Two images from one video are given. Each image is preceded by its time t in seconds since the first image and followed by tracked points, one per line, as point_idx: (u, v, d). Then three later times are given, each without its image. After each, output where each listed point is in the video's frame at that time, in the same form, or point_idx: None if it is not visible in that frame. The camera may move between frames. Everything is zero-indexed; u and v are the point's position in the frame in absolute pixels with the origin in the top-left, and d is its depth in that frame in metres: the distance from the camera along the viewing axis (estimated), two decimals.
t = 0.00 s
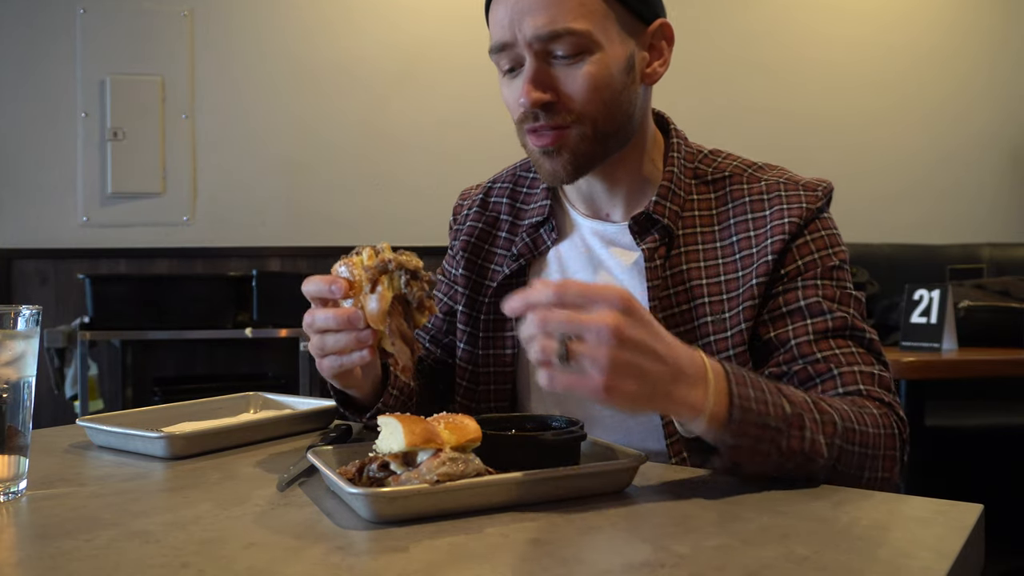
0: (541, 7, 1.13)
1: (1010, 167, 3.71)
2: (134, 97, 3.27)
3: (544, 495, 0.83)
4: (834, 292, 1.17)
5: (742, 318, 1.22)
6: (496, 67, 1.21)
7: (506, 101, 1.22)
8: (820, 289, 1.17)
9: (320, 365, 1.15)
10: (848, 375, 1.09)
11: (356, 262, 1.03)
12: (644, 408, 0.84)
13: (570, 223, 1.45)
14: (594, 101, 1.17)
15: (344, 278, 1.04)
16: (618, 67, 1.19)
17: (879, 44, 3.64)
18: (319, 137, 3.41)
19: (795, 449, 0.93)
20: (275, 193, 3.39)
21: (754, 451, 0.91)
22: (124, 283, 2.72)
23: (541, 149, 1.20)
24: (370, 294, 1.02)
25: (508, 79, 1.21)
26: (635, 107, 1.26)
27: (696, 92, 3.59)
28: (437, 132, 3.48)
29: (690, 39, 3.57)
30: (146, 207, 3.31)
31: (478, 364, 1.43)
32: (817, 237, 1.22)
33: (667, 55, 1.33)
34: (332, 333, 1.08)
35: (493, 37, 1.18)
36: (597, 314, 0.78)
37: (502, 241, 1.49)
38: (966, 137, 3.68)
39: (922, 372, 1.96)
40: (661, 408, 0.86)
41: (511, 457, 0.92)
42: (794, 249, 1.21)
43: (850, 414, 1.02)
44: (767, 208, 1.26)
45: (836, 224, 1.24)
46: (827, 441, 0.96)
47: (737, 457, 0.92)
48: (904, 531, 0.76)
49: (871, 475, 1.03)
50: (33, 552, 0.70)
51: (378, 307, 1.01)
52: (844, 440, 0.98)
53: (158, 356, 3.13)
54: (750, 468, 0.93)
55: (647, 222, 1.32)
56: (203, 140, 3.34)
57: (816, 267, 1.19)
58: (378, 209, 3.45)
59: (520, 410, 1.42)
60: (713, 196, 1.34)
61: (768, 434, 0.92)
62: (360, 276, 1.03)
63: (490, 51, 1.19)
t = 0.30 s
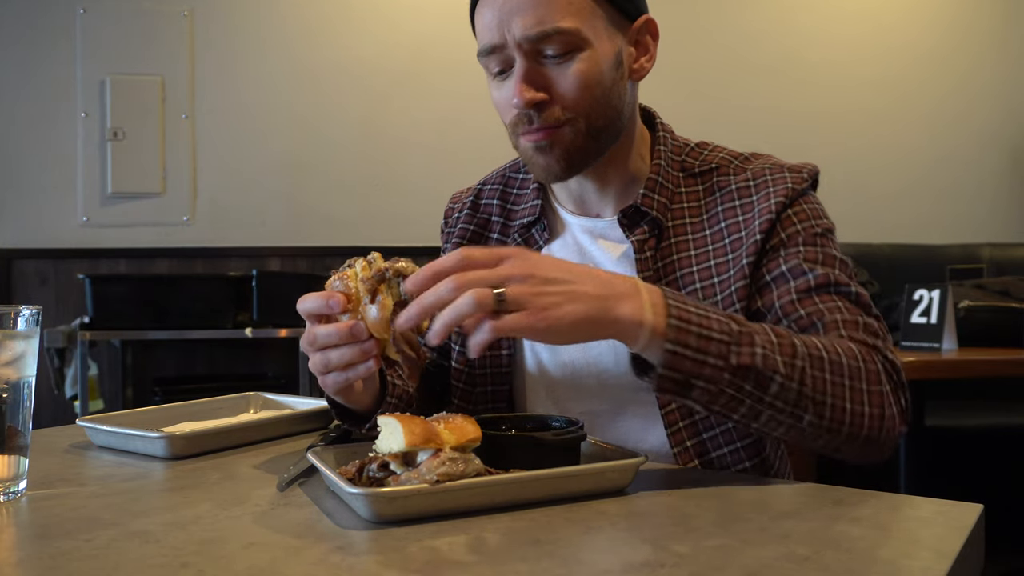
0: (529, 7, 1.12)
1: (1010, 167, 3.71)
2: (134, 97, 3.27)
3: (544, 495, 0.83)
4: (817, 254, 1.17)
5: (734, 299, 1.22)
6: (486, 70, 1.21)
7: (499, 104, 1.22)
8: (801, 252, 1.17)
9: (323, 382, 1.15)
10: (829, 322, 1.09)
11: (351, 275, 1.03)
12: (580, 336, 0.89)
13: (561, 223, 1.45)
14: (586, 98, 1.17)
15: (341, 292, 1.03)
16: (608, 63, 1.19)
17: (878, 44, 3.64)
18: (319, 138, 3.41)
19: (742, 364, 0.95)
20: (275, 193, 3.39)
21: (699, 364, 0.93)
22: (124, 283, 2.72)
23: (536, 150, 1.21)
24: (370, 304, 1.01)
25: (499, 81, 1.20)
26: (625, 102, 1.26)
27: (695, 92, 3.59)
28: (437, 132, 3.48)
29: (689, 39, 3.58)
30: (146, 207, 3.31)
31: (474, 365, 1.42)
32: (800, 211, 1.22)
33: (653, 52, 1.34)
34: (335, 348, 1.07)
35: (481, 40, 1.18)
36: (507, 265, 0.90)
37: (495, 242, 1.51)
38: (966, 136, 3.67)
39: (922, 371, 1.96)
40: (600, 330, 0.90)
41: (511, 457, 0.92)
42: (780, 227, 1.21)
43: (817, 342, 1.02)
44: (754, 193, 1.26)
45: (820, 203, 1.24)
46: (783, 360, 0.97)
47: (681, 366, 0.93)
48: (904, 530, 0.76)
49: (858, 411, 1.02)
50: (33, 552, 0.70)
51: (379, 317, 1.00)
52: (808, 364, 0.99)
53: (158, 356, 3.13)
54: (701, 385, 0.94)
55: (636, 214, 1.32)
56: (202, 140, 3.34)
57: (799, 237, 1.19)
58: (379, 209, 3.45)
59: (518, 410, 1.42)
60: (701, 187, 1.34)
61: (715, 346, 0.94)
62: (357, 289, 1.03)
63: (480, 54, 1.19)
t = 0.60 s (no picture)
0: (523, 7, 1.12)
1: (1010, 167, 3.71)
2: (134, 97, 3.27)
3: (544, 494, 0.83)
4: (806, 238, 1.17)
5: (729, 290, 1.21)
6: (479, 69, 1.21)
7: (492, 105, 1.22)
8: (790, 238, 1.18)
9: (326, 385, 1.16)
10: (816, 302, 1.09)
11: (358, 277, 1.02)
12: (550, 341, 0.90)
13: (556, 222, 1.45)
14: (579, 100, 1.17)
15: (348, 294, 1.02)
16: (601, 64, 1.19)
17: (878, 44, 3.64)
18: (319, 138, 3.41)
19: (716, 351, 0.96)
20: (275, 193, 3.39)
21: (672, 357, 0.94)
22: (124, 283, 2.72)
23: (529, 151, 1.21)
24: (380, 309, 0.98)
25: (492, 81, 1.20)
26: (618, 103, 1.26)
27: (695, 92, 3.59)
28: (437, 132, 3.48)
29: (689, 39, 3.58)
30: (146, 207, 3.32)
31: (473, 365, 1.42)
32: (789, 199, 1.23)
33: (647, 52, 1.33)
34: (341, 350, 1.08)
35: (475, 41, 1.17)
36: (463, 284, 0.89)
37: (490, 242, 1.51)
38: (966, 137, 3.67)
39: (922, 371, 1.96)
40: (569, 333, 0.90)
41: (511, 457, 0.92)
42: (772, 216, 1.22)
43: (798, 322, 1.02)
44: (746, 186, 1.27)
45: (811, 191, 1.25)
46: (760, 342, 0.98)
47: (654, 360, 0.94)
48: (904, 530, 0.76)
49: (845, 388, 1.01)
50: (34, 552, 0.70)
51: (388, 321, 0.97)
52: (789, 345, 0.99)
53: (157, 356, 3.12)
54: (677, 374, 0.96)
55: (628, 210, 1.32)
56: (202, 140, 3.34)
57: (788, 223, 1.20)
58: (378, 209, 3.45)
59: (517, 411, 1.42)
60: (695, 182, 1.34)
61: (687, 337, 0.95)
62: (365, 291, 1.02)
63: (472, 54, 1.19)
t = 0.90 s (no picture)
0: (519, 10, 1.11)
1: (1010, 167, 3.71)
2: (134, 97, 3.27)
3: (544, 494, 0.83)
4: (811, 241, 1.17)
5: (731, 292, 1.21)
6: (476, 72, 1.21)
7: (488, 107, 1.22)
8: (794, 240, 1.17)
9: (329, 387, 1.15)
10: (825, 305, 1.09)
11: (364, 282, 1.03)
12: (561, 340, 0.89)
13: (556, 223, 1.45)
14: (575, 103, 1.17)
15: (354, 299, 1.03)
16: (598, 66, 1.19)
17: (879, 44, 3.64)
18: (319, 138, 3.41)
19: (734, 355, 0.96)
20: (275, 193, 3.39)
21: (689, 360, 0.94)
22: (124, 283, 2.71)
23: (525, 153, 1.21)
24: (383, 313, 0.98)
25: (489, 83, 1.20)
26: (616, 104, 1.26)
27: (696, 92, 3.59)
28: (437, 132, 3.48)
29: (689, 39, 3.58)
30: (147, 207, 3.32)
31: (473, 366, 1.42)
32: (792, 200, 1.23)
33: (646, 54, 1.33)
34: (346, 355, 1.08)
35: (471, 42, 1.17)
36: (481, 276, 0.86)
37: (491, 243, 1.51)
38: (966, 137, 3.67)
39: (922, 372, 1.96)
40: (582, 333, 0.90)
41: (511, 457, 0.92)
42: (774, 219, 1.22)
43: (810, 327, 1.02)
44: (748, 186, 1.27)
45: (813, 192, 1.25)
46: (775, 346, 0.97)
47: (672, 361, 0.93)
48: (904, 530, 0.76)
49: (856, 394, 1.02)
50: (33, 552, 0.70)
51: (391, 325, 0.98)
52: (802, 350, 0.99)
53: (157, 356, 3.12)
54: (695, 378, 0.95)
55: (630, 211, 1.32)
56: (202, 140, 3.34)
57: (792, 225, 1.20)
58: (378, 209, 3.45)
59: (518, 411, 1.42)
60: (697, 183, 1.34)
61: (704, 339, 0.94)
62: (370, 295, 1.02)
63: (469, 57, 1.19)
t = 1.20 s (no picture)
0: (532, 8, 1.11)
1: (1010, 167, 3.71)
2: (134, 97, 3.27)
3: (544, 495, 0.83)
4: (807, 244, 1.17)
5: (728, 293, 1.21)
6: (487, 75, 1.19)
7: (505, 109, 1.20)
8: (791, 243, 1.17)
9: (326, 390, 1.16)
10: (821, 311, 1.09)
11: (359, 288, 1.04)
12: (556, 342, 0.89)
13: (557, 223, 1.45)
14: (597, 98, 1.17)
15: (350, 305, 1.03)
16: (613, 60, 1.20)
17: (879, 44, 3.64)
18: (319, 138, 3.41)
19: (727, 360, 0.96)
20: (275, 193, 3.39)
21: (682, 363, 0.94)
22: (124, 283, 2.71)
23: (551, 152, 1.20)
24: (378, 319, 0.98)
25: (504, 86, 1.19)
26: (627, 99, 1.27)
27: (696, 92, 3.59)
28: (437, 132, 3.48)
29: (689, 39, 3.58)
30: (146, 207, 3.32)
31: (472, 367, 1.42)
32: (791, 201, 1.23)
33: (644, 51, 1.34)
34: (341, 360, 1.08)
35: (481, 45, 1.16)
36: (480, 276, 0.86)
37: (491, 243, 1.51)
38: (966, 136, 3.68)
39: (922, 371, 1.96)
40: (577, 334, 0.90)
41: (511, 457, 0.92)
42: (772, 221, 1.22)
43: (805, 332, 1.02)
44: (746, 188, 1.27)
45: (812, 193, 1.25)
46: (769, 351, 0.97)
47: (664, 365, 0.93)
48: (904, 530, 0.76)
49: (849, 400, 1.02)
50: (33, 552, 0.70)
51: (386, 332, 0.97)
52: (796, 355, 0.99)
53: (157, 356, 3.12)
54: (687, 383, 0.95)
55: (628, 213, 1.32)
56: (203, 140, 3.34)
57: (789, 227, 1.20)
58: (378, 209, 3.45)
59: (518, 411, 1.42)
60: (695, 184, 1.34)
61: (698, 343, 0.94)
62: (366, 301, 1.03)
63: (480, 60, 1.17)
